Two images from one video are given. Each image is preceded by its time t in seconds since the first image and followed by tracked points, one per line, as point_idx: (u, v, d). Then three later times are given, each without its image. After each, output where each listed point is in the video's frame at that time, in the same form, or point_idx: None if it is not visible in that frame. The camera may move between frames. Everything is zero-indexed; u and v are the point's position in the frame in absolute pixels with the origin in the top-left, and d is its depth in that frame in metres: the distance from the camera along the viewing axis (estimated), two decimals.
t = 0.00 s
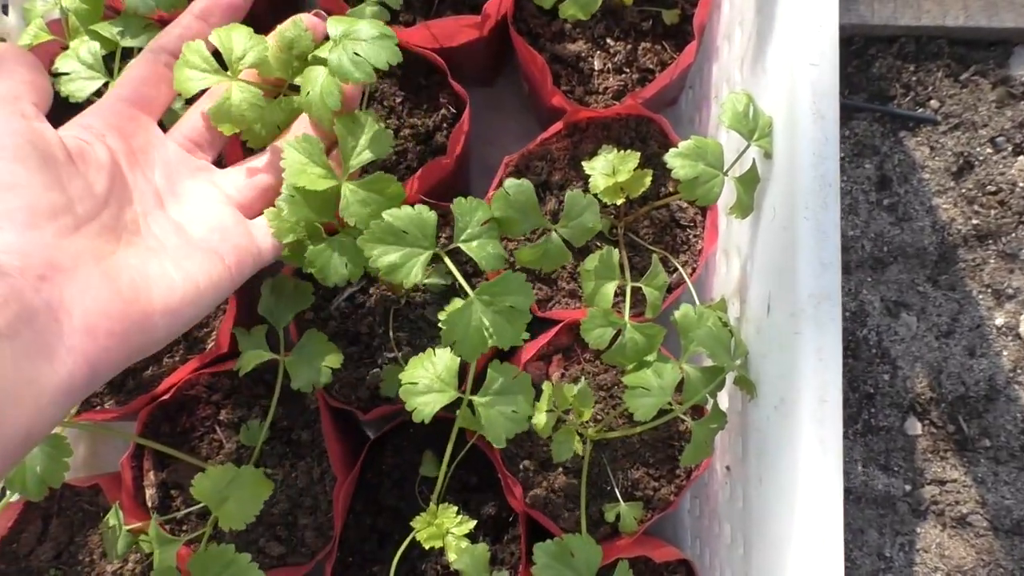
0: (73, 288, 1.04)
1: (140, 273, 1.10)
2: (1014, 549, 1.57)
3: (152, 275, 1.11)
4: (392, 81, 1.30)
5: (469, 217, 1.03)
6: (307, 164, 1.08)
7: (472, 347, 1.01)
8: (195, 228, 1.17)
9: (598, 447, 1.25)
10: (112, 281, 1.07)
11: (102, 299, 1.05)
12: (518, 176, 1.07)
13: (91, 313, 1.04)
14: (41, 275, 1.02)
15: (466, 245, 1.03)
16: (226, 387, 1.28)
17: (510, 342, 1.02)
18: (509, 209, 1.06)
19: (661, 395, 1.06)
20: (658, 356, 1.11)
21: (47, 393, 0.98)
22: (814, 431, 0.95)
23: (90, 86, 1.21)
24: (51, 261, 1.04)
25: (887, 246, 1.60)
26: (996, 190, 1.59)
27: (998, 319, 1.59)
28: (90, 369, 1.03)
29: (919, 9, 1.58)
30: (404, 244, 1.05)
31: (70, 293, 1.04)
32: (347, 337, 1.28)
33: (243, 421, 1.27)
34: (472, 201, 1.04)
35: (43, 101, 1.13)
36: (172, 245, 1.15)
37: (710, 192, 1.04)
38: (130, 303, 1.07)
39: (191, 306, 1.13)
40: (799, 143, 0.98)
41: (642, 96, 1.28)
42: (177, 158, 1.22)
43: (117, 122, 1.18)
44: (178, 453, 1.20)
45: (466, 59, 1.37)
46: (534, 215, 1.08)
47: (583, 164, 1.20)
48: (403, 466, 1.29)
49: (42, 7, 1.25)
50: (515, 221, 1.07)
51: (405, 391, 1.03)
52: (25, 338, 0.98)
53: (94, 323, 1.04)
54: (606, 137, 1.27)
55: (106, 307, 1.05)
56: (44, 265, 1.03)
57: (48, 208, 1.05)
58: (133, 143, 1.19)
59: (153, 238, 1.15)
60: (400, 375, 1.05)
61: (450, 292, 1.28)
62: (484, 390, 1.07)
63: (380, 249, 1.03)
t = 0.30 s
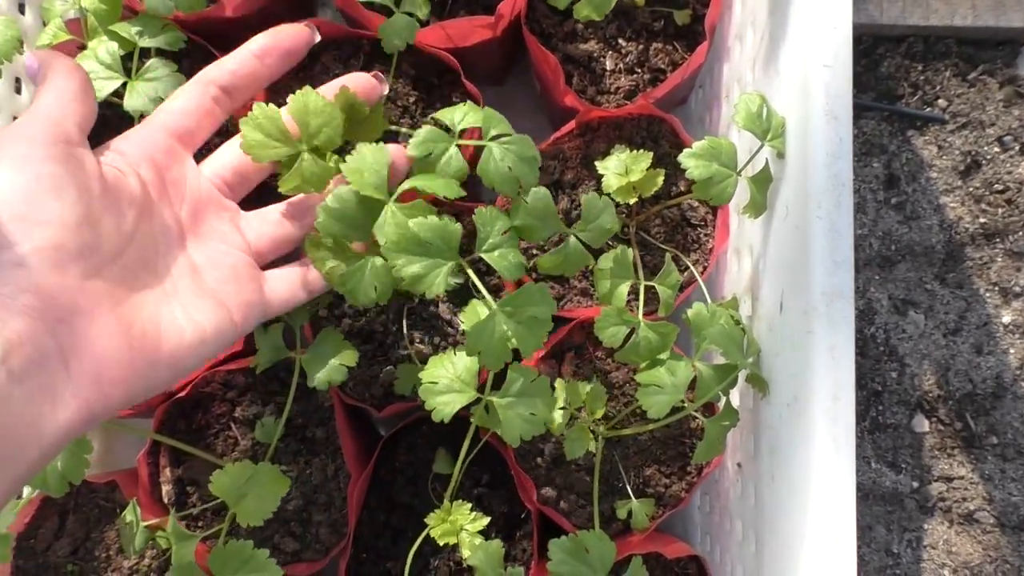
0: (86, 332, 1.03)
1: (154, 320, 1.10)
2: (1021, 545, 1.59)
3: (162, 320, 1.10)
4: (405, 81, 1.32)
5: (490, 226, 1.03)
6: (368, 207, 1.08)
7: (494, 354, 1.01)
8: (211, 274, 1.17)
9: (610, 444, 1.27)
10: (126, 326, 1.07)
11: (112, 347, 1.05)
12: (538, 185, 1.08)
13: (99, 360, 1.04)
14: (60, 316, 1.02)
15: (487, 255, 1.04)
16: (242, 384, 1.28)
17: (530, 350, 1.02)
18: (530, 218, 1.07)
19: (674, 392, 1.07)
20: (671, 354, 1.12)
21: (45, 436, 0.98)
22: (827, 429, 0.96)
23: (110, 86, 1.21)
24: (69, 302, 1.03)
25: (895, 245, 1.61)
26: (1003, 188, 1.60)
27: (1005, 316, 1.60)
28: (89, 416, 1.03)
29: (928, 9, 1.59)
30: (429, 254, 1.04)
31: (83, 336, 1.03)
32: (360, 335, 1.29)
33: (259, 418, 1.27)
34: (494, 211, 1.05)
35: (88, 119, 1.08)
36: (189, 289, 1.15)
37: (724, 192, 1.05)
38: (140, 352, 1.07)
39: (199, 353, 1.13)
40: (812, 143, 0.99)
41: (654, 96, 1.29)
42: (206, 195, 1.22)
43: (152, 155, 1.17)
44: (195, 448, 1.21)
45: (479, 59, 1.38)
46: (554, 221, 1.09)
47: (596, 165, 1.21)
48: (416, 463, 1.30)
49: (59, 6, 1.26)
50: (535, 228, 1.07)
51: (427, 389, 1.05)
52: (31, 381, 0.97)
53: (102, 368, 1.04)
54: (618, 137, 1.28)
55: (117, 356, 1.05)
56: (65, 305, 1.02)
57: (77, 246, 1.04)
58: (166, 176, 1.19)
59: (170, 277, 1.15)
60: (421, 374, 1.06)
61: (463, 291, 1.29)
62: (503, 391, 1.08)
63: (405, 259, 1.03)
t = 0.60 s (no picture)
0: (75, 348, 1.05)
1: (145, 330, 1.11)
2: (1018, 538, 1.60)
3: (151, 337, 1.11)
4: (411, 80, 1.34)
5: (491, 215, 1.05)
6: (351, 171, 1.08)
7: (488, 343, 1.03)
8: (203, 281, 1.18)
9: (613, 437, 1.29)
10: (115, 340, 1.08)
11: (101, 360, 1.06)
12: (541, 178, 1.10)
13: (88, 375, 1.05)
14: (50, 334, 1.04)
15: (488, 242, 1.06)
16: (250, 378, 1.30)
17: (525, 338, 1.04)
18: (532, 208, 1.09)
19: (676, 384, 1.09)
20: (673, 347, 1.14)
21: (32, 455, 1.00)
22: (826, 419, 0.98)
23: (118, 85, 1.23)
24: (59, 320, 1.05)
25: (893, 241, 1.63)
26: (1000, 185, 1.62)
27: (1002, 311, 1.62)
28: (79, 433, 1.04)
29: (924, 8, 1.61)
30: (429, 238, 1.06)
31: (72, 353, 1.05)
32: (366, 330, 1.30)
33: (267, 411, 1.29)
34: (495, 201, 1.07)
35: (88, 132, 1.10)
36: (181, 296, 1.16)
37: (725, 186, 1.07)
38: (130, 364, 1.08)
39: (191, 364, 1.14)
40: (811, 139, 1.01)
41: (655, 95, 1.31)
42: (196, 201, 1.22)
43: (139, 168, 1.18)
44: (204, 441, 1.22)
45: (483, 58, 1.40)
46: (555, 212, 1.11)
47: (598, 162, 1.23)
48: (421, 456, 1.31)
49: (70, 7, 1.28)
50: (537, 219, 1.09)
51: (426, 390, 1.06)
52: (19, 400, 1.00)
53: (92, 388, 1.05)
54: (620, 134, 1.30)
55: (106, 371, 1.06)
56: (55, 324, 1.04)
57: (67, 264, 1.06)
58: (155, 187, 1.20)
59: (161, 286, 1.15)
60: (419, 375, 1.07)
61: (468, 286, 1.31)
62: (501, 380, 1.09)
63: (405, 243, 1.05)
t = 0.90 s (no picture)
0: None
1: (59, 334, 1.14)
2: (1011, 530, 1.64)
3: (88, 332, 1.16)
4: (420, 77, 1.38)
5: (498, 205, 1.08)
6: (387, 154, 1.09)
7: (498, 327, 1.04)
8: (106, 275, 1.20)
9: (616, 427, 1.32)
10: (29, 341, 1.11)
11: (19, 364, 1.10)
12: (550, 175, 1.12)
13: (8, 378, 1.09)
14: None
15: (493, 233, 1.08)
16: (261, 367, 1.34)
17: (534, 324, 1.06)
18: (533, 199, 1.10)
19: (678, 373, 1.12)
20: (675, 339, 1.17)
21: None
22: (822, 407, 1.01)
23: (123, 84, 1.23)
24: None
25: (891, 239, 1.66)
26: (995, 185, 1.65)
27: (997, 309, 1.65)
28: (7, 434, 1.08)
29: (923, 11, 1.64)
30: (438, 228, 1.06)
31: None
32: (374, 320, 1.34)
33: (278, 399, 1.32)
34: (501, 192, 1.09)
35: (2, 132, 1.09)
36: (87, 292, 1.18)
37: (726, 182, 1.10)
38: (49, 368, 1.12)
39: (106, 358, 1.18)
40: (811, 136, 1.04)
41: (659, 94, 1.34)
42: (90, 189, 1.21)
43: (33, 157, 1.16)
44: (218, 424, 1.25)
45: (491, 56, 1.43)
46: (558, 205, 1.12)
47: (603, 158, 1.27)
48: (428, 444, 1.35)
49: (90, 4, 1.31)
50: (541, 211, 1.10)
51: (439, 369, 1.09)
52: None
53: (21, 385, 1.09)
54: (624, 132, 1.34)
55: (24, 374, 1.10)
56: None
57: None
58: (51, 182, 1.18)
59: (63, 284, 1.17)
60: (433, 356, 1.11)
61: (475, 279, 1.34)
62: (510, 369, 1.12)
63: (414, 232, 1.05)
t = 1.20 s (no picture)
0: None
1: None
2: (1000, 530, 1.69)
3: (53, 417, 1.04)
4: (440, 77, 1.43)
5: (521, 203, 1.14)
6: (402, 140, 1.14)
7: (514, 317, 1.09)
8: None
9: (621, 417, 1.37)
10: None
11: None
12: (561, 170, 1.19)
13: None
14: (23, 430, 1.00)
15: (513, 228, 1.14)
16: (281, 350, 1.39)
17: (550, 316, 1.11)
18: (552, 198, 1.17)
19: (682, 364, 1.19)
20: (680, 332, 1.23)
21: None
22: (819, 398, 1.06)
23: (143, 72, 1.24)
24: None
25: (890, 245, 1.72)
26: (992, 195, 1.71)
27: (991, 315, 1.71)
28: None
29: (925, 24, 1.70)
30: (460, 223, 1.11)
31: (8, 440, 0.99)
32: (391, 309, 1.39)
33: (297, 381, 1.38)
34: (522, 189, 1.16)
35: None
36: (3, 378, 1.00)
37: (732, 183, 1.16)
38: None
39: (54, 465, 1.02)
40: (815, 141, 1.10)
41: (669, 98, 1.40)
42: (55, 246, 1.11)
43: None
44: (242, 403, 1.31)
45: (508, 59, 1.49)
46: (576, 206, 1.18)
47: (615, 158, 1.33)
48: (439, 429, 1.40)
49: None
50: (560, 209, 1.17)
51: (456, 356, 1.14)
52: None
53: None
54: (635, 134, 1.39)
55: None
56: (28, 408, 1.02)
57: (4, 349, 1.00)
58: None
59: None
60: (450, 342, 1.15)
61: (488, 272, 1.40)
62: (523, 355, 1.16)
63: (438, 227, 1.11)
